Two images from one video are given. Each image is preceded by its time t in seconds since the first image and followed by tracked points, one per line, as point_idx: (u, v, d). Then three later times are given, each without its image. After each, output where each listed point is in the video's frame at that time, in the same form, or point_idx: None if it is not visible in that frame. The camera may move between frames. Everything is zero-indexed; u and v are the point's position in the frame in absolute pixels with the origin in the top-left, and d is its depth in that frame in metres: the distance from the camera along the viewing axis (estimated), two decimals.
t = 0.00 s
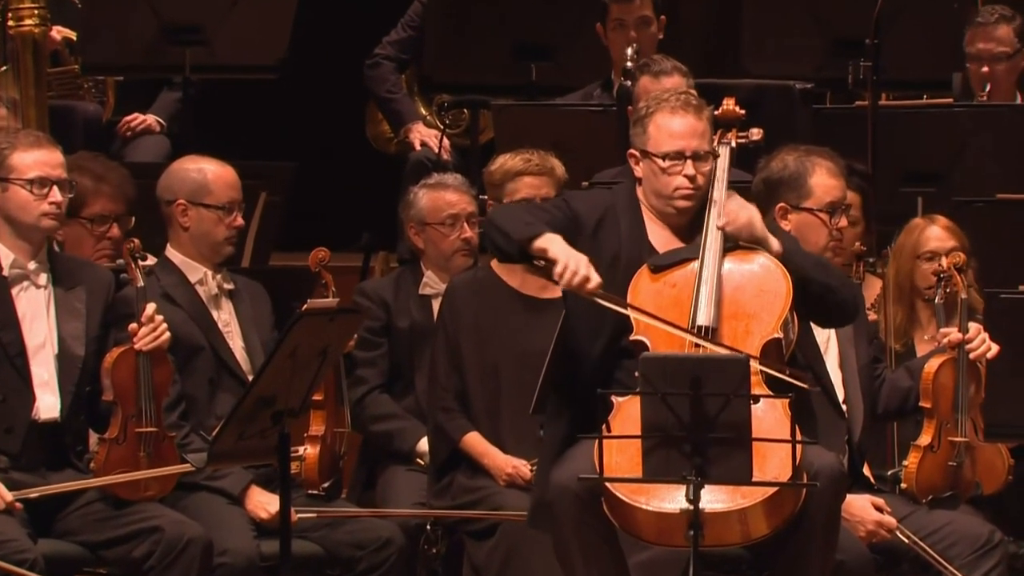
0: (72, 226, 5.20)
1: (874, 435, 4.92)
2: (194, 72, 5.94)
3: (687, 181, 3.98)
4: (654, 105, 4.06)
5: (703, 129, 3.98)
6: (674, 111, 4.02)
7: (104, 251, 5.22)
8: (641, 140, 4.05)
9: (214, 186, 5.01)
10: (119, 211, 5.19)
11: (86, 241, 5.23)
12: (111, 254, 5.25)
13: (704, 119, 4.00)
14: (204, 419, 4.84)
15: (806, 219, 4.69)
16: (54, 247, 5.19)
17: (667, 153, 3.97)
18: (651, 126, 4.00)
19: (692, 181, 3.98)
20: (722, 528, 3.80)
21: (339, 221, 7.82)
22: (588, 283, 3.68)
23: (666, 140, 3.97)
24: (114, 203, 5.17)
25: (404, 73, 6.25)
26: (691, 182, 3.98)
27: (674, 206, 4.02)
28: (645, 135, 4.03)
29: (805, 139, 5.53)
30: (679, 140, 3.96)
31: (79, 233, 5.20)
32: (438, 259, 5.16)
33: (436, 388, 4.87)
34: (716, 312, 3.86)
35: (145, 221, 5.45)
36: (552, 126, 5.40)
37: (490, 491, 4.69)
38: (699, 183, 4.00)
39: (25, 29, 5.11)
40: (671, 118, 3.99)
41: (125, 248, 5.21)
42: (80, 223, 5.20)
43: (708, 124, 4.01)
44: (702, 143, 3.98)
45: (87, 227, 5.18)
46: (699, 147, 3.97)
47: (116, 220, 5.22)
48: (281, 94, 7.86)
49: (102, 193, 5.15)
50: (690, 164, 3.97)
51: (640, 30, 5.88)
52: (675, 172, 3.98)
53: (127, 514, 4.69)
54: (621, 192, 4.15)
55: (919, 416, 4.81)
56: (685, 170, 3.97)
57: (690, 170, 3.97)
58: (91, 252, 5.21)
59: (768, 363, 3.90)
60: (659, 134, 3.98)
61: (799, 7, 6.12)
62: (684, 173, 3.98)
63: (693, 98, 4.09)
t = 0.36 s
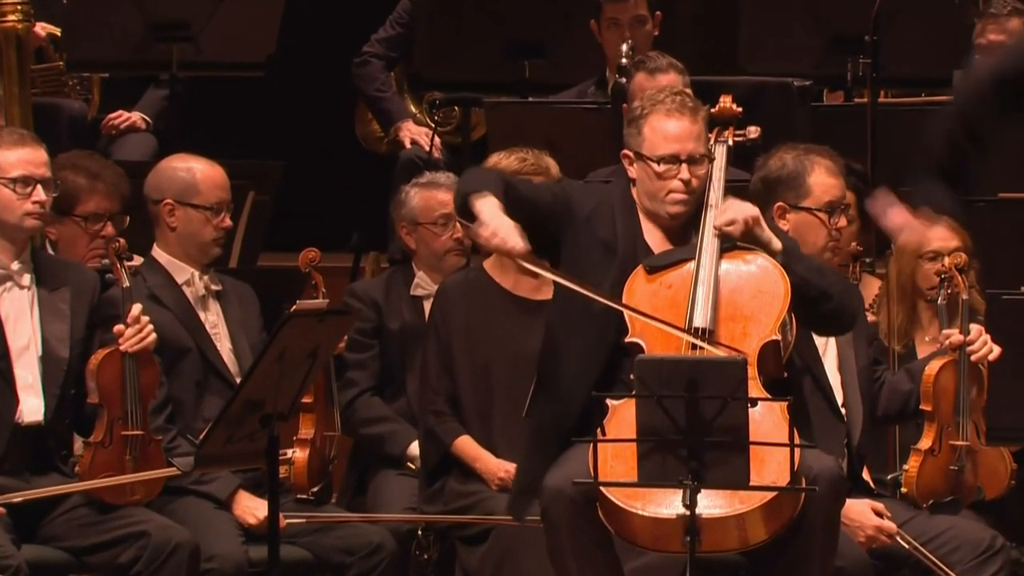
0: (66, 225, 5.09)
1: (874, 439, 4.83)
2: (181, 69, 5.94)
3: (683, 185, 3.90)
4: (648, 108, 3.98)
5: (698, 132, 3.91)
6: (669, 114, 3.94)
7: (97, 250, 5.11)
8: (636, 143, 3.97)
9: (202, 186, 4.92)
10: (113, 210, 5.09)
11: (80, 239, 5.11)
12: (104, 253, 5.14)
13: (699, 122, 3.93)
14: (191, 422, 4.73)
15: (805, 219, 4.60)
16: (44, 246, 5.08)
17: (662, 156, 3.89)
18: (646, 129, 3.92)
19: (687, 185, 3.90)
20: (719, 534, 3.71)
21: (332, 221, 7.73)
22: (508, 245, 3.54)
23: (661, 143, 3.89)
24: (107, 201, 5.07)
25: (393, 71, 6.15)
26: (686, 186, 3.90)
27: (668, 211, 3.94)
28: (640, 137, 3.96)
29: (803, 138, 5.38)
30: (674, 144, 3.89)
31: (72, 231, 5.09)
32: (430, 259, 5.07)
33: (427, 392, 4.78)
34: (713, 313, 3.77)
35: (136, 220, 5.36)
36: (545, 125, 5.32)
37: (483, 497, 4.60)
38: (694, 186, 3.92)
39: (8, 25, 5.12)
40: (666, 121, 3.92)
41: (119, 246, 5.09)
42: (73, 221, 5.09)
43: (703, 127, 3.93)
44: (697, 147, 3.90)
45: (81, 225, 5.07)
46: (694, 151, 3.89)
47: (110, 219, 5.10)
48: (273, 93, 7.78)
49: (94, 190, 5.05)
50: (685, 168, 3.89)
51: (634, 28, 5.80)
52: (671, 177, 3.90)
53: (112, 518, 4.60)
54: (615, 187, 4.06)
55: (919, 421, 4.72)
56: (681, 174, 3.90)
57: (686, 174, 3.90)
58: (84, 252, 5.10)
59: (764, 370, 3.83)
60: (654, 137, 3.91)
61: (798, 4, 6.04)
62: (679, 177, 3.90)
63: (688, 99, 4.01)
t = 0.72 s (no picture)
0: (64, 221, 5.00)
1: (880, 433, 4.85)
2: (171, 66, 5.86)
3: (667, 192, 3.81)
4: (634, 112, 3.85)
5: (680, 137, 3.76)
6: (650, 121, 3.79)
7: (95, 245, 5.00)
8: (621, 150, 3.86)
9: (194, 185, 4.83)
10: (112, 204, 5.00)
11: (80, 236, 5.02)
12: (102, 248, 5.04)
13: (680, 127, 3.77)
14: (182, 426, 4.66)
15: (806, 218, 4.52)
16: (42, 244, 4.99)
17: (644, 167, 3.79)
18: (628, 139, 3.80)
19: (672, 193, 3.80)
20: (719, 539, 3.64)
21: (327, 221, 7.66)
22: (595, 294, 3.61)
23: (642, 153, 3.78)
24: (102, 195, 4.99)
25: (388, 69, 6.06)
26: (670, 195, 3.81)
27: (658, 216, 3.87)
28: (624, 144, 3.84)
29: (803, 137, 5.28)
30: (655, 152, 3.76)
31: (71, 227, 4.99)
32: (426, 260, 4.99)
33: (422, 393, 4.70)
34: (711, 313, 3.69)
35: (130, 217, 5.28)
36: (542, 122, 5.24)
37: (479, 500, 4.52)
38: (681, 193, 3.82)
39: None
40: (648, 128, 3.78)
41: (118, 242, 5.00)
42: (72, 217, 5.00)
43: (685, 131, 3.77)
44: (678, 154, 3.75)
45: (80, 220, 4.97)
46: (674, 159, 3.75)
47: (109, 213, 5.02)
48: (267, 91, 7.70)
49: (91, 185, 4.98)
50: (668, 176, 3.79)
51: (633, 23, 5.85)
52: (654, 186, 3.81)
53: (101, 523, 4.52)
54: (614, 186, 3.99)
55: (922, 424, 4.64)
56: (664, 184, 3.80)
57: (669, 183, 3.80)
58: (82, 246, 5.00)
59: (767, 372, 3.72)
60: (634, 147, 3.79)
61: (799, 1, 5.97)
62: (663, 185, 3.81)
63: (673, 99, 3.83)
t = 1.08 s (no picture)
0: (59, 218, 4.91)
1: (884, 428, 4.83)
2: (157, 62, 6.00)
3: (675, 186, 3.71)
4: (642, 103, 3.76)
5: (689, 130, 3.69)
6: (661, 113, 3.71)
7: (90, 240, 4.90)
8: (629, 140, 3.76)
9: (181, 183, 4.74)
10: (108, 199, 4.92)
11: (75, 232, 4.93)
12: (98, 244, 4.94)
13: (692, 120, 3.70)
14: (168, 429, 4.56)
15: (806, 217, 4.43)
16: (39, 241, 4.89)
17: (653, 157, 3.69)
18: (638, 128, 3.71)
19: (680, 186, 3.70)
20: (716, 544, 3.55)
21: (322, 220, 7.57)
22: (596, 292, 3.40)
23: (652, 144, 3.68)
24: (96, 189, 4.91)
25: (377, 66, 5.97)
26: (678, 188, 3.71)
27: (663, 209, 3.76)
28: (632, 135, 3.74)
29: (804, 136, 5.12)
30: (665, 143, 3.67)
31: (66, 223, 4.90)
32: (417, 259, 4.90)
33: (413, 396, 4.61)
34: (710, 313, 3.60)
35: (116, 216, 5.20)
36: (537, 120, 5.15)
37: (473, 505, 4.42)
38: (687, 187, 3.72)
39: None
40: (658, 119, 3.70)
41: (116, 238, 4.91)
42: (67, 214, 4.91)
43: (697, 124, 3.70)
44: (689, 147, 3.68)
45: (72, 215, 4.88)
46: (686, 152, 3.67)
47: (104, 208, 4.93)
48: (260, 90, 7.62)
49: (85, 179, 4.90)
50: (676, 170, 3.69)
51: (629, 17, 5.59)
52: (662, 179, 3.71)
53: (86, 528, 4.42)
54: (611, 181, 3.89)
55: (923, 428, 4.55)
56: (672, 175, 3.70)
57: (677, 175, 3.70)
58: (77, 240, 4.90)
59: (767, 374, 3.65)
60: (644, 137, 3.69)
61: None
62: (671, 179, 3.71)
63: (684, 92, 3.76)
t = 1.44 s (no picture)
0: (54, 221, 4.77)
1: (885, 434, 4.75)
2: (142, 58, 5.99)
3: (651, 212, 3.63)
4: (641, 118, 3.65)
5: (676, 162, 3.57)
6: (654, 137, 3.59)
7: (86, 244, 4.75)
8: (622, 152, 3.67)
9: (164, 183, 4.52)
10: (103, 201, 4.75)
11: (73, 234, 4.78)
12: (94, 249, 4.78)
13: (685, 151, 3.58)
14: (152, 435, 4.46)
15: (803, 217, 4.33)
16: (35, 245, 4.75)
17: (636, 181, 3.60)
18: (629, 146, 3.62)
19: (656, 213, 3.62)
20: (713, 551, 3.45)
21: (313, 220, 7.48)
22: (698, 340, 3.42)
23: (637, 166, 3.58)
24: (89, 190, 4.74)
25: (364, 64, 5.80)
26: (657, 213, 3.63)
27: (643, 225, 3.70)
28: (625, 150, 3.64)
29: (800, 135, 5.00)
30: (649, 170, 3.57)
31: (61, 227, 4.76)
32: (404, 260, 4.80)
33: (401, 400, 4.49)
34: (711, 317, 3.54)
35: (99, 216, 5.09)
36: (529, 119, 5.06)
37: (463, 511, 4.31)
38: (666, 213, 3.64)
39: None
40: (650, 143, 3.58)
41: (108, 241, 4.74)
42: (63, 215, 4.77)
43: (689, 156, 3.59)
44: (674, 178, 3.57)
45: (66, 217, 4.73)
46: (670, 183, 3.57)
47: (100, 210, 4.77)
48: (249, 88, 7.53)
49: (78, 179, 4.74)
50: (655, 198, 3.60)
51: (622, 13, 5.49)
52: (639, 202, 3.62)
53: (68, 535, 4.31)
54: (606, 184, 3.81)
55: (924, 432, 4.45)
56: (651, 203, 3.61)
57: (656, 204, 3.61)
58: (72, 244, 4.75)
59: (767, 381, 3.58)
60: (632, 159, 3.59)
61: None
62: (649, 204, 3.62)
63: (686, 116, 3.64)
